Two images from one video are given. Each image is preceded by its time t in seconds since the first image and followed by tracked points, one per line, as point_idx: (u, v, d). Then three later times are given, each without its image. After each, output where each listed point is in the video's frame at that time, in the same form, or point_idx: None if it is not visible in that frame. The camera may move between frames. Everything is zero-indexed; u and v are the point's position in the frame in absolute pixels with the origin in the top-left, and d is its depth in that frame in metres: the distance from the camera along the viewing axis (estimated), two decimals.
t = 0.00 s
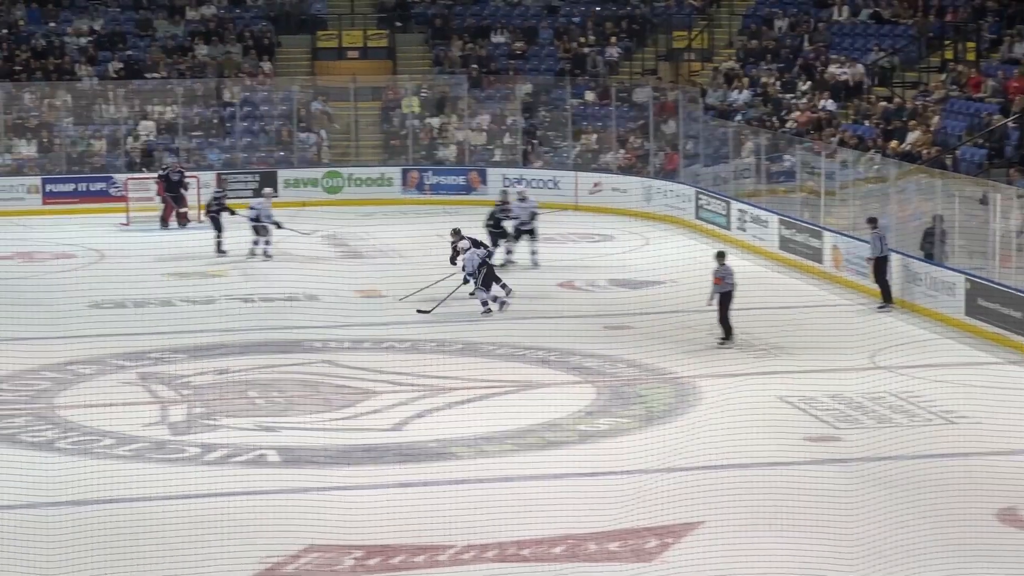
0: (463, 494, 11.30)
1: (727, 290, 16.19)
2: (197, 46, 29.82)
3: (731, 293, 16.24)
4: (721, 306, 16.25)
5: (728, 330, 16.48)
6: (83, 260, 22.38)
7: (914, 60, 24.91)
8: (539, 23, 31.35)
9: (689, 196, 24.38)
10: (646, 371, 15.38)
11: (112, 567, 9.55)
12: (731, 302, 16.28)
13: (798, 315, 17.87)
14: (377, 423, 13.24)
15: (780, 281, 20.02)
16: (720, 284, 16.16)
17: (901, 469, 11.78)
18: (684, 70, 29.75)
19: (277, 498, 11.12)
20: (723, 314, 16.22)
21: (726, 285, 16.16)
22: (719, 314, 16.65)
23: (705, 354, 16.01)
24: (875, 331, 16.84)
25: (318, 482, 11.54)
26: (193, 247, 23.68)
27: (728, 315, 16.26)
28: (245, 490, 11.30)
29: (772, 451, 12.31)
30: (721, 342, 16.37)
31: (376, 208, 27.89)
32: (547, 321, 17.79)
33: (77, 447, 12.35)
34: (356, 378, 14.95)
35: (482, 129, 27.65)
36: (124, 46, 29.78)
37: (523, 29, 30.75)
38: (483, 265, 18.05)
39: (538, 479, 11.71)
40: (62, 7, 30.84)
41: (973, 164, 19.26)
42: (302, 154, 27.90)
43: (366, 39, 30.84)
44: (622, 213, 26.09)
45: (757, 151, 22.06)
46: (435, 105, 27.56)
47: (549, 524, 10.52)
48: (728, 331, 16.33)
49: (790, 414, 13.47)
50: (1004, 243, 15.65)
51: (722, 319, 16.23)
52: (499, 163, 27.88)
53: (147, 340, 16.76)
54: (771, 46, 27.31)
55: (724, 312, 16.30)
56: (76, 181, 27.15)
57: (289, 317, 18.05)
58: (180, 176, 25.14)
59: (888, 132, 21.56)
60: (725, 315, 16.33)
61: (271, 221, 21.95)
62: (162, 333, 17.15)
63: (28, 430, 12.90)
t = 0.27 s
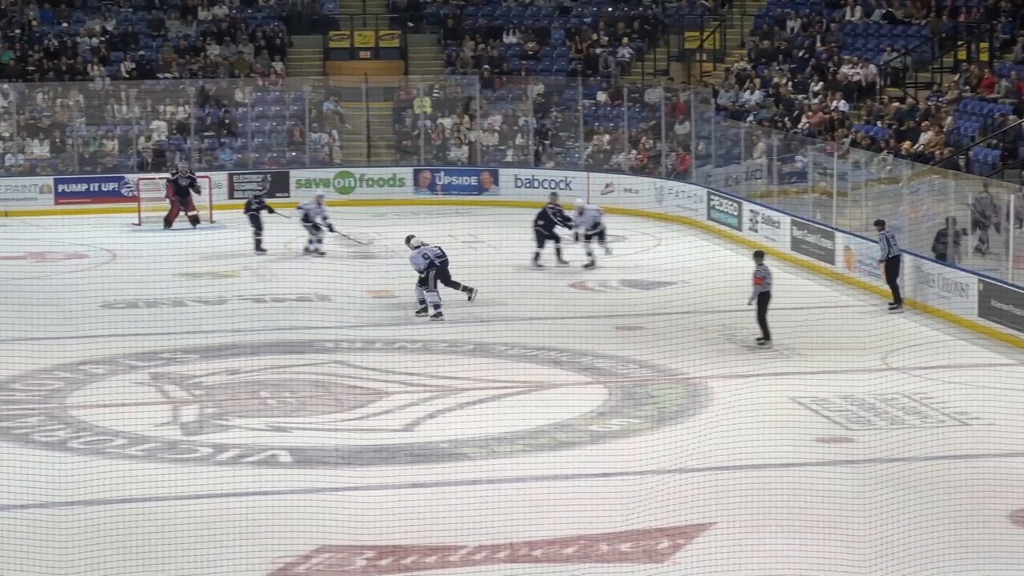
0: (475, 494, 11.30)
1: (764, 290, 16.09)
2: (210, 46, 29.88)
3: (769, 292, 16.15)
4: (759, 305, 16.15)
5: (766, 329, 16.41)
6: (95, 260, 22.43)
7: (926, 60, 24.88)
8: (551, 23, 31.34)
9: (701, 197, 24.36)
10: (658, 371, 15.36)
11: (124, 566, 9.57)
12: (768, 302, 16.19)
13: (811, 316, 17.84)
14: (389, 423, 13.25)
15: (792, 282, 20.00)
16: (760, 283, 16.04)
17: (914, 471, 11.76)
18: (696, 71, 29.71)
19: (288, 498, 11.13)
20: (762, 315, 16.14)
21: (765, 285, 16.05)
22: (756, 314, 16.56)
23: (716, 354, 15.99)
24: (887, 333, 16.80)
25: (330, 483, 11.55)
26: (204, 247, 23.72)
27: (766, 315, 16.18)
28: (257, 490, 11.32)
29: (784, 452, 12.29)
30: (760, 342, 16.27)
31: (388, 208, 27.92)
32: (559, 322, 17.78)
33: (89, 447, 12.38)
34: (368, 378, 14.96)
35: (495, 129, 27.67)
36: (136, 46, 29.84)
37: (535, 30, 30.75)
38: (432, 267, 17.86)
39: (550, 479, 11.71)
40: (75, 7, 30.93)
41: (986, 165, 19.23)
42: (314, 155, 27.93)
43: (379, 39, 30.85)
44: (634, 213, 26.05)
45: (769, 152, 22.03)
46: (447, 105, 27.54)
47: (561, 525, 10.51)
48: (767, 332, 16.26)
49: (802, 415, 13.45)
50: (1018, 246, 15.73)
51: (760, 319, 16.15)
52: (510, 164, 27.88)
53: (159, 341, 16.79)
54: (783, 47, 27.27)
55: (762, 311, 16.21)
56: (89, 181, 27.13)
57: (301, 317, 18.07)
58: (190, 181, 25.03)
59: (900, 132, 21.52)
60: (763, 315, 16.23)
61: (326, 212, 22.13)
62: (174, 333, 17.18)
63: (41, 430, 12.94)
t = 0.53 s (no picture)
0: (484, 494, 11.30)
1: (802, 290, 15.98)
2: (219, 46, 29.92)
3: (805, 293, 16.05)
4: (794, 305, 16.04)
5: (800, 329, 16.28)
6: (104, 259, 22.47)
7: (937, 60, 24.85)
8: (561, 23, 31.33)
9: (711, 197, 24.38)
10: (667, 371, 15.36)
11: (134, 566, 9.58)
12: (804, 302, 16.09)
13: (820, 316, 17.81)
14: (400, 423, 13.26)
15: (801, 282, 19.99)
16: (797, 283, 15.94)
17: (923, 471, 11.75)
18: (705, 71, 29.66)
19: (297, 497, 11.14)
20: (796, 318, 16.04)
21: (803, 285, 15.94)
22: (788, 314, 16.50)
23: (726, 354, 15.97)
24: (897, 333, 16.77)
25: (340, 482, 11.56)
26: (213, 247, 23.76)
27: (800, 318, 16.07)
28: (267, 490, 11.33)
29: (794, 453, 12.28)
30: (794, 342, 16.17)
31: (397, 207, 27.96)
32: (567, 321, 17.78)
33: (99, 447, 12.40)
34: (378, 378, 14.96)
35: (504, 129, 27.68)
36: (145, 46, 29.90)
37: (545, 30, 30.75)
38: (375, 267, 17.92)
39: (559, 479, 11.71)
40: (84, 7, 30.99)
41: (996, 164, 19.19)
42: (323, 154, 27.97)
43: (388, 39, 30.86)
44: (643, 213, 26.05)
45: (779, 152, 22.01)
46: (456, 106, 27.44)
47: (570, 526, 10.50)
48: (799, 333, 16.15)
49: (812, 415, 13.43)
50: None
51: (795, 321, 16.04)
52: (520, 163, 27.88)
53: (169, 340, 16.81)
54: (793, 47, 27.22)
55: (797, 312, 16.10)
56: (98, 180, 27.19)
57: (310, 317, 18.07)
58: (201, 188, 25.24)
59: (910, 132, 21.48)
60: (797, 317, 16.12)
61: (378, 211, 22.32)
62: (184, 333, 17.20)
63: (51, 429, 12.97)
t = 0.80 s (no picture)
0: (490, 494, 11.30)
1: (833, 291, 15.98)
2: (226, 45, 29.95)
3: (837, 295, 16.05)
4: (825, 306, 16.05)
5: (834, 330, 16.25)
6: (111, 259, 22.51)
7: (944, 60, 24.79)
8: (568, 23, 31.33)
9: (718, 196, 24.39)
10: (674, 371, 15.35)
11: (141, 565, 9.60)
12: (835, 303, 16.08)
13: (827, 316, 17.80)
14: (407, 422, 13.27)
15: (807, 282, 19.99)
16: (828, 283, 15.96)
17: (930, 471, 11.73)
18: (712, 70, 29.64)
19: (304, 497, 11.15)
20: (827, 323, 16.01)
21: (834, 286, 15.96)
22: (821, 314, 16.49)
23: (732, 354, 15.97)
24: (903, 333, 16.76)
25: (346, 482, 11.56)
26: (219, 246, 23.79)
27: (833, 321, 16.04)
28: (273, 489, 11.33)
29: (801, 452, 12.26)
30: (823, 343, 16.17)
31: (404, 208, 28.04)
32: (574, 321, 17.78)
33: (105, 446, 12.43)
34: (384, 377, 14.97)
35: (511, 129, 27.68)
36: (152, 45, 29.94)
37: (552, 29, 30.74)
38: (315, 266, 17.76)
39: (565, 479, 11.70)
40: (91, 6, 31.03)
41: (1003, 164, 19.17)
42: (330, 154, 28.00)
43: (395, 38, 30.87)
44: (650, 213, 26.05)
45: (786, 151, 22.00)
46: (463, 105, 27.51)
47: (576, 525, 10.50)
48: (832, 333, 16.12)
49: (819, 415, 13.41)
50: None
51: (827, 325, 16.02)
52: (526, 163, 27.87)
53: (176, 339, 16.82)
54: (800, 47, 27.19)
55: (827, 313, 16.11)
56: (104, 180, 27.24)
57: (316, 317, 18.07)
58: (217, 184, 25.43)
59: (917, 132, 21.46)
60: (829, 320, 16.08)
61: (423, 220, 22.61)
62: (191, 332, 17.22)
63: (58, 428, 12.99)
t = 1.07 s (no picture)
0: (490, 494, 11.31)
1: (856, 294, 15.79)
2: (226, 45, 29.96)
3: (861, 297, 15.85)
4: (848, 309, 15.90)
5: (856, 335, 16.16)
6: (112, 259, 22.52)
7: (944, 60, 24.78)
8: (569, 23, 31.33)
9: (718, 197, 24.36)
10: (674, 371, 15.35)
11: (142, 565, 9.61)
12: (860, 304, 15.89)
13: (828, 316, 17.79)
14: (407, 422, 13.28)
15: (805, 282, 20.03)
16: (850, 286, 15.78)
17: (929, 471, 11.73)
18: (713, 70, 29.63)
19: (305, 497, 11.16)
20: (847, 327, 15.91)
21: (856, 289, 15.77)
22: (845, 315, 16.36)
23: (733, 354, 15.97)
24: (904, 333, 16.76)
25: (346, 482, 11.57)
26: (220, 246, 23.79)
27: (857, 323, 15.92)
28: (273, 489, 11.34)
29: (802, 453, 12.26)
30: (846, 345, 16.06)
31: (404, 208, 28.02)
32: (575, 321, 17.79)
33: (106, 446, 12.44)
34: (385, 377, 14.97)
35: (511, 129, 27.69)
36: (153, 45, 29.96)
37: (553, 29, 30.75)
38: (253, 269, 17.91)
39: (566, 479, 11.71)
40: (92, 6, 31.05)
41: (1003, 165, 19.16)
42: (331, 154, 28.03)
43: (396, 38, 30.88)
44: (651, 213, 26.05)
45: (787, 151, 21.99)
46: (464, 105, 27.54)
47: (577, 525, 10.50)
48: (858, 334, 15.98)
49: (819, 415, 13.42)
50: None
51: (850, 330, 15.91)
52: (527, 163, 27.88)
53: (177, 339, 16.84)
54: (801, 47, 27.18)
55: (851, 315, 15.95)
56: (105, 180, 27.26)
57: (316, 317, 18.07)
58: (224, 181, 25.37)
59: (918, 132, 21.47)
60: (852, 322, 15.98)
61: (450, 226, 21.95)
62: (192, 332, 17.23)
63: (58, 428, 13.00)
